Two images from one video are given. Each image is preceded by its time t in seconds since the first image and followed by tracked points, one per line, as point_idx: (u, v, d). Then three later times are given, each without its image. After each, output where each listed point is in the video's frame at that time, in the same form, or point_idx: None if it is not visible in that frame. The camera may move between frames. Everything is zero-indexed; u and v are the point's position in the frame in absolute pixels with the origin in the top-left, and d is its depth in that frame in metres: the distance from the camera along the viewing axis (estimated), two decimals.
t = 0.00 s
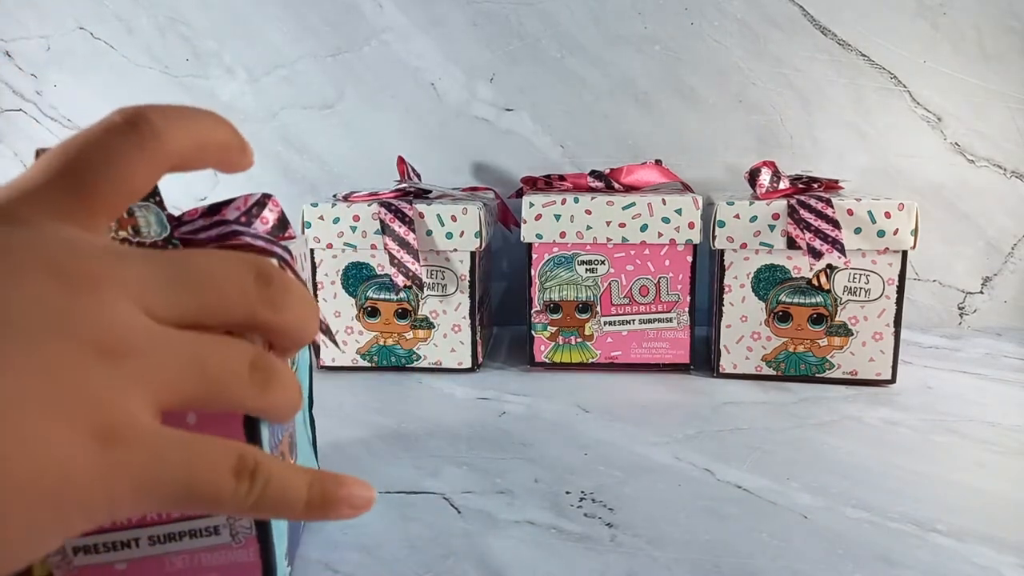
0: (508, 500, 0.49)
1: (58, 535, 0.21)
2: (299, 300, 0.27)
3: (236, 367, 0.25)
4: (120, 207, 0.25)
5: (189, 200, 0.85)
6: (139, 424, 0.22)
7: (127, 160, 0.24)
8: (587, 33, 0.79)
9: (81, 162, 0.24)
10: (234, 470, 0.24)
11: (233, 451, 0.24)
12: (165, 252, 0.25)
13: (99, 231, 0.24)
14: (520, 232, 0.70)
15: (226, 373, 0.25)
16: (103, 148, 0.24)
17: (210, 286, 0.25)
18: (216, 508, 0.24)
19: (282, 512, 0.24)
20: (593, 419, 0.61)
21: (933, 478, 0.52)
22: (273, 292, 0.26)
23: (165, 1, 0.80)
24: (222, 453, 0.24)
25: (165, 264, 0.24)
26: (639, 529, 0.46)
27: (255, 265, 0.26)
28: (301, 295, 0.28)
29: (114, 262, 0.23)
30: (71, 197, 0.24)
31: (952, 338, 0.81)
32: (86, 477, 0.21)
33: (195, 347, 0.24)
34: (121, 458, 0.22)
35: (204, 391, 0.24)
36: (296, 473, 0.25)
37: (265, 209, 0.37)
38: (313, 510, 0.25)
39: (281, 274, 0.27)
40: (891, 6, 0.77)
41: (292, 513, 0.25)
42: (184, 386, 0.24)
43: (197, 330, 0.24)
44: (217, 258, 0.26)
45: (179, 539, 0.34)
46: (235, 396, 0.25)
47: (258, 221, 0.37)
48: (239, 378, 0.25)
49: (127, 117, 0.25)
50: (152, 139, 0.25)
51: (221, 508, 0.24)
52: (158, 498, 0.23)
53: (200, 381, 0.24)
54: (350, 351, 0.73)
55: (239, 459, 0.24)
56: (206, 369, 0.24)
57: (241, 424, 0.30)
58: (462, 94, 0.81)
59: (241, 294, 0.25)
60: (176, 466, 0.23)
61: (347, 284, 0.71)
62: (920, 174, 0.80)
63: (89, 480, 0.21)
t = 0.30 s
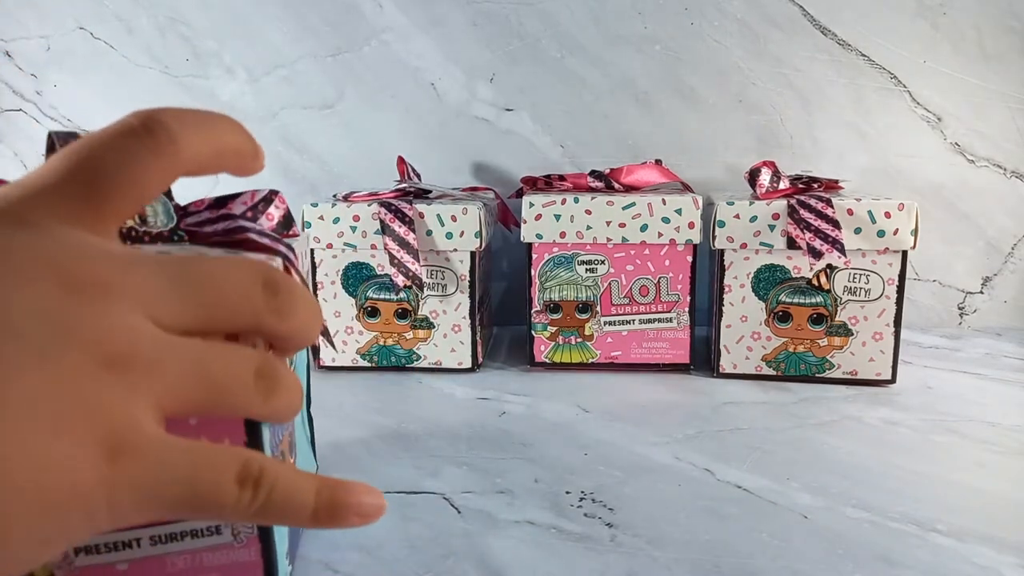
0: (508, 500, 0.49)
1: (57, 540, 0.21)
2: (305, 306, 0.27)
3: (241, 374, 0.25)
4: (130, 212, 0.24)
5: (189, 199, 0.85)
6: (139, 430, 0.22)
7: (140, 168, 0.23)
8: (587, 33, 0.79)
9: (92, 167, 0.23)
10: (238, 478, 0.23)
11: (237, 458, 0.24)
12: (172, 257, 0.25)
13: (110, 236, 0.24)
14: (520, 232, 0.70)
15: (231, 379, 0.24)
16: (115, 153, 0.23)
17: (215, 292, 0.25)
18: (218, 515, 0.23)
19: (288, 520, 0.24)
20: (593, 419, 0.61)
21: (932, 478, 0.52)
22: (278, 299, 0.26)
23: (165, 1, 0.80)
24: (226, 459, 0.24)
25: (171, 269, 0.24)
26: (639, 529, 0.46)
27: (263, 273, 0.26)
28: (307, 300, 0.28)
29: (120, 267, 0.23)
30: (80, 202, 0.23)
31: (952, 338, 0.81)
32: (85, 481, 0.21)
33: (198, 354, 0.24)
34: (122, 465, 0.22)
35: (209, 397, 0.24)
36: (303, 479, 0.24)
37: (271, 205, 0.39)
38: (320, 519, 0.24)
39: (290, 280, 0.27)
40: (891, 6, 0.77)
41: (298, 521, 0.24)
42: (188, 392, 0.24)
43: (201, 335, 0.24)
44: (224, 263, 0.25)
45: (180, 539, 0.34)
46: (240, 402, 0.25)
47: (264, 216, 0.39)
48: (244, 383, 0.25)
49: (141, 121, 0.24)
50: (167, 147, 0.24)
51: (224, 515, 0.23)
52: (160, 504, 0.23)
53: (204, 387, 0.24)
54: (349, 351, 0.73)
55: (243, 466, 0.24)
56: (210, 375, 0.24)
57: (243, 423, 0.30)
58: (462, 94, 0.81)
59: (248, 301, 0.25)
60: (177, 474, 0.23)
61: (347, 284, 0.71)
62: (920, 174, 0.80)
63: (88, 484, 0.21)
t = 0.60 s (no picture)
0: (508, 500, 0.49)
1: (55, 552, 0.21)
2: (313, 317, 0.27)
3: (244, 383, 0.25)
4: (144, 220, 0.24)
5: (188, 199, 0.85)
6: (143, 443, 0.22)
7: (164, 182, 0.23)
8: (587, 33, 0.79)
9: (114, 175, 0.23)
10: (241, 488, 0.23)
11: (240, 469, 0.23)
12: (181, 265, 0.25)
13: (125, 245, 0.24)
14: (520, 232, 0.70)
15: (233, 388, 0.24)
16: (139, 163, 0.23)
17: (221, 298, 0.24)
18: (218, 526, 0.23)
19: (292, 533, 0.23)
20: (593, 419, 0.61)
21: (932, 478, 0.52)
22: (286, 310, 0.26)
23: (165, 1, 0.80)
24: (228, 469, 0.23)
25: (179, 277, 0.24)
26: (639, 529, 0.46)
27: (272, 283, 0.26)
28: (315, 312, 0.27)
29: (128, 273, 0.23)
30: (95, 209, 0.23)
31: (952, 339, 0.81)
32: (86, 494, 0.21)
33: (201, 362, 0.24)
34: (125, 477, 0.21)
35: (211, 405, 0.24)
36: (307, 490, 0.23)
37: (282, 206, 0.40)
38: (324, 533, 0.23)
39: (299, 290, 0.27)
40: (891, 6, 0.77)
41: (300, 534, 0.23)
42: (191, 403, 0.23)
43: (207, 345, 0.24)
44: (233, 272, 0.25)
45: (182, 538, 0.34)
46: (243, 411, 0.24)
47: (273, 215, 0.40)
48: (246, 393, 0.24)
49: (167, 129, 0.24)
50: (193, 161, 0.24)
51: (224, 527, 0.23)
52: (161, 517, 0.22)
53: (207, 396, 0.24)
54: (350, 351, 0.73)
55: (247, 478, 0.23)
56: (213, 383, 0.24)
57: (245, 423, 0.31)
58: (462, 94, 0.81)
59: (257, 311, 0.25)
60: (181, 486, 0.22)
61: (347, 284, 0.71)
62: (920, 174, 0.80)
63: (88, 497, 0.21)
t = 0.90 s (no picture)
0: (508, 500, 0.49)
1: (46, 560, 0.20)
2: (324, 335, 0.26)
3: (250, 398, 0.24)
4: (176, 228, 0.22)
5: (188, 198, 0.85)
6: (149, 460, 0.21)
7: (208, 201, 0.22)
8: (587, 33, 0.79)
9: (154, 184, 0.22)
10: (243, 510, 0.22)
11: (239, 488, 0.22)
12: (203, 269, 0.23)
13: (160, 254, 0.23)
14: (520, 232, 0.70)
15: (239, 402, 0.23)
16: (185, 175, 0.21)
17: (239, 312, 0.23)
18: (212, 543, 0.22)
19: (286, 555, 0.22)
20: (593, 419, 0.61)
21: (933, 478, 0.52)
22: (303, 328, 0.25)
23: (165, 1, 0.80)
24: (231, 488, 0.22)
25: (201, 288, 0.23)
26: (639, 529, 0.46)
27: (293, 302, 0.25)
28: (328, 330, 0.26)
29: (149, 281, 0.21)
30: (128, 213, 0.22)
31: (952, 339, 0.81)
32: (86, 509, 0.20)
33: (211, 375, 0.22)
34: (127, 493, 0.20)
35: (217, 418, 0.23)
36: (305, 515, 0.23)
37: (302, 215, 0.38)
38: (317, 559, 0.23)
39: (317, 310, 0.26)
40: (891, 6, 0.77)
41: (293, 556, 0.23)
42: (198, 416, 0.22)
43: (221, 359, 0.23)
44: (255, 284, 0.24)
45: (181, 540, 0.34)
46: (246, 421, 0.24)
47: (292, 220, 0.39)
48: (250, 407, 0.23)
49: (219, 141, 0.22)
50: (240, 182, 0.22)
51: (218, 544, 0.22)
52: (157, 529, 0.21)
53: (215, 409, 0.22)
54: (349, 351, 0.73)
55: (245, 497, 0.22)
56: (222, 397, 0.23)
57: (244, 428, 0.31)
58: (462, 94, 0.81)
59: (274, 334, 0.24)
60: (180, 505, 0.21)
61: (347, 284, 0.71)
62: (919, 174, 0.80)
63: (88, 512, 0.20)
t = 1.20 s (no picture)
0: (508, 500, 0.49)
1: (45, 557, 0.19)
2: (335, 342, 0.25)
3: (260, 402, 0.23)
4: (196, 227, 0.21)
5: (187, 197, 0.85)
6: (157, 465, 0.20)
7: (232, 206, 0.21)
8: (587, 33, 0.79)
9: (175, 183, 0.20)
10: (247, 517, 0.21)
11: (243, 491, 0.21)
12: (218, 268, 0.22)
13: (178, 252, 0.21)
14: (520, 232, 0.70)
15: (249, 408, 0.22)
16: (208, 178, 0.20)
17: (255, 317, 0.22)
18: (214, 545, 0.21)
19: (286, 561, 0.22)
20: (593, 419, 0.61)
21: (933, 478, 0.52)
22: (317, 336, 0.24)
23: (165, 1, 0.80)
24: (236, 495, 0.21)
25: (216, 289, 0.22)
26: (639, 529, 0.46)
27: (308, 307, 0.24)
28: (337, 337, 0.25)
29: (163, 279, 0.20)
30: (145, 209, 0.21)
31: (952, 339, 0.81)
32: (89, 511, 0.19)
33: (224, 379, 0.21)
34: (131, 495, 0.20)
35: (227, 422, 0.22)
36: (308, 522, 0.22)
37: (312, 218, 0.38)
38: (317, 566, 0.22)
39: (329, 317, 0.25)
40: (891, 6, 0.77)
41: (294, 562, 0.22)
42: (208, 419, 0.21)
43: (232, 361, 0.22)
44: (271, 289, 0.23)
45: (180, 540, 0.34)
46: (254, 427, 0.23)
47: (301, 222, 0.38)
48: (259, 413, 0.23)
49: (246, 142, 0.21)
50: (267, 190, 0.21)
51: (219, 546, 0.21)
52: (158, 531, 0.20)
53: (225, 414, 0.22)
54: (349, 351, 0.73)
55: (249, 501, 0.21)
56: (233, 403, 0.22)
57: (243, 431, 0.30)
58: (462, 94, 0.81)
59: (284, 341, 0.23)
60: (183, 510, 0.20)
61: (347, 284, 0.71)
62: (919, 174, 0.80)
63: (91, 514, 0.19)
